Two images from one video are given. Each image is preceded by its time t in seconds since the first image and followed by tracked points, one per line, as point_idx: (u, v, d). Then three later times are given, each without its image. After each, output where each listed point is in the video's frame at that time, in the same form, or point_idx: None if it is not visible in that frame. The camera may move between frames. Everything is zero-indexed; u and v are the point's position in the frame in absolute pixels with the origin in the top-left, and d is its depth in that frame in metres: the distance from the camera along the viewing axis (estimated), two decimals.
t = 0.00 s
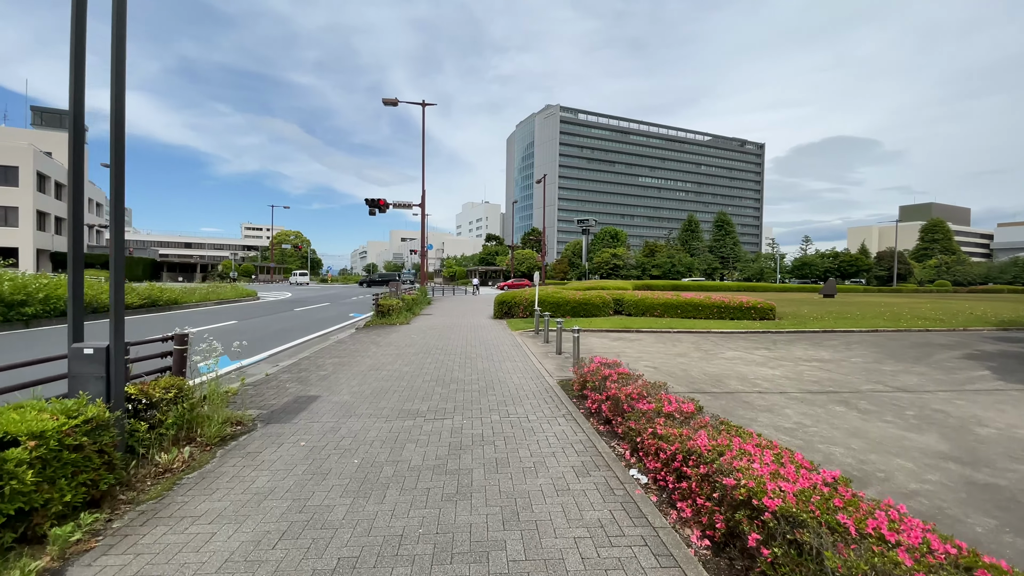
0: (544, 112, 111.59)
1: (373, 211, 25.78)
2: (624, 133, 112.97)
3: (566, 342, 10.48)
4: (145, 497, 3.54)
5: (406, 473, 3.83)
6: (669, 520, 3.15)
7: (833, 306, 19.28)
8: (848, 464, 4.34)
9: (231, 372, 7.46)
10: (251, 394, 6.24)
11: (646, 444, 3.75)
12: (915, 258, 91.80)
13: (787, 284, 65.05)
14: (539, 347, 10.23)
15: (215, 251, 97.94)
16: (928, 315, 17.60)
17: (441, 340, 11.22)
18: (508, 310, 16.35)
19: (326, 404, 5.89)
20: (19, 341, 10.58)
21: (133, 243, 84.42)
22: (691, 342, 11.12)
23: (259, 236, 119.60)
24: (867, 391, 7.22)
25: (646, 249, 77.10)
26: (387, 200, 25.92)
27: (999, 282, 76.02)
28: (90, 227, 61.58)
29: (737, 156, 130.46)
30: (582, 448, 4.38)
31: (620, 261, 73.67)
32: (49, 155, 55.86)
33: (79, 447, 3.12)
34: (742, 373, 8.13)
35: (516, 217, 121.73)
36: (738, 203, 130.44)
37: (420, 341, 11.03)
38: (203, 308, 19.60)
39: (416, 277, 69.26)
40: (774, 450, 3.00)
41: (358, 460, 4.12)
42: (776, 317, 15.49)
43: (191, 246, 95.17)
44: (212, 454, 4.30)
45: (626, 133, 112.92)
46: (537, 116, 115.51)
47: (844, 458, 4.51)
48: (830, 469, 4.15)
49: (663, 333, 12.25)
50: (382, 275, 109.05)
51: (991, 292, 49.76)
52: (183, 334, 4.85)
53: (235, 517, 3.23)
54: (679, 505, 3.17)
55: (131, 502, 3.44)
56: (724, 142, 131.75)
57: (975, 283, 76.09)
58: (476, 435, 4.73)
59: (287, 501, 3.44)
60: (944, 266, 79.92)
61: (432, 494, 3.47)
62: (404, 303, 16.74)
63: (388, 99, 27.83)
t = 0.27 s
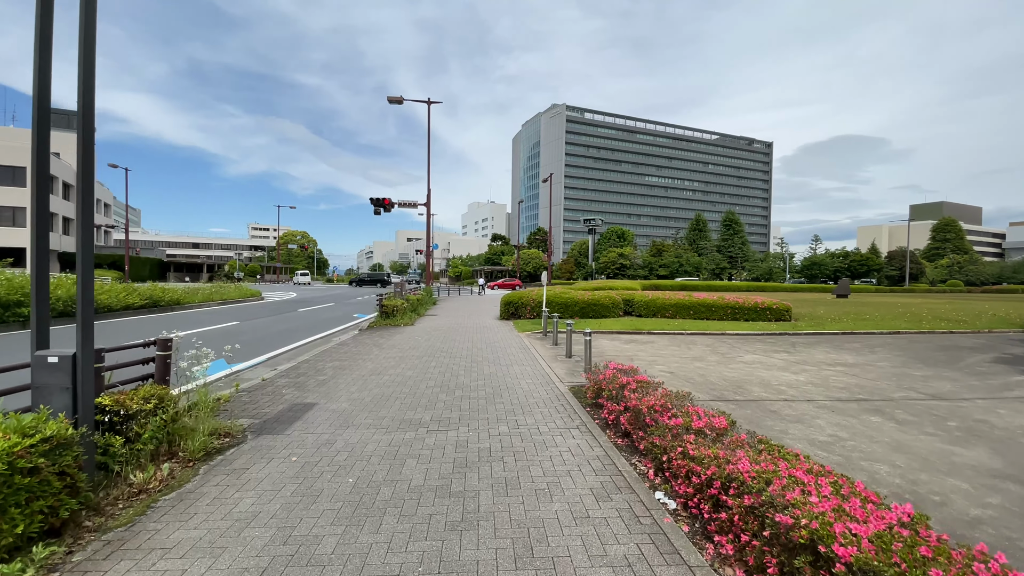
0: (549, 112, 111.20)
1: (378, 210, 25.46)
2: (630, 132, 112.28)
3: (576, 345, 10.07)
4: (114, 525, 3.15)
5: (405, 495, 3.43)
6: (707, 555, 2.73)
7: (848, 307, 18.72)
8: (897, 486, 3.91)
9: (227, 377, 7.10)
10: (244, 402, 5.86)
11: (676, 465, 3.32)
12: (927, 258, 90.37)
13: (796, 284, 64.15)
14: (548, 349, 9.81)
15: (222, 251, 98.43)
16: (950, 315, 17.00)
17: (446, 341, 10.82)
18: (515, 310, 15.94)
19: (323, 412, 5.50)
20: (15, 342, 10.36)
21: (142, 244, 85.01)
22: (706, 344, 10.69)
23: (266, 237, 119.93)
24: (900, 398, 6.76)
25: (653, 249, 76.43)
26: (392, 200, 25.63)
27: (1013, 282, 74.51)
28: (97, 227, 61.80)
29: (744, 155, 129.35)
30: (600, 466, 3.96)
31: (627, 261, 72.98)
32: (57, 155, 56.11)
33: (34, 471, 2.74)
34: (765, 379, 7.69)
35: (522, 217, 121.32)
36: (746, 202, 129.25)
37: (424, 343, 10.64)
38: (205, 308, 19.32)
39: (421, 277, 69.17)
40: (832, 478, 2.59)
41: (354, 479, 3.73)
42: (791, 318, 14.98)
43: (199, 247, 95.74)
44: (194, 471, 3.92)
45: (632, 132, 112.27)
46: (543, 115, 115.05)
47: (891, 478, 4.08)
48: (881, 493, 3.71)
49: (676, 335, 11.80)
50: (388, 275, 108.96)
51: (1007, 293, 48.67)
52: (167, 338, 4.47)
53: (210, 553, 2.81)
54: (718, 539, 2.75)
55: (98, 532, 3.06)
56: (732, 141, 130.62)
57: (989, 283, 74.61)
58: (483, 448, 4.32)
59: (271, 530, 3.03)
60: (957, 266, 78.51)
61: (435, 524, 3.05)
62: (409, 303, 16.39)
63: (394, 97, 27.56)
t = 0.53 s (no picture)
0: (554, 111, 110.72)
1: (382, 209, 25.10)
2: (636, 131, 111.57)
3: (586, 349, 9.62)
4: (70, 564, 2.75)
5: (404, 528, 3.02)
6: None
7: (865, 308, 18.14)
8: (959, 516, 3.47)
9: (219, 384, 6.71)
10: (233, 412, 5.45)
11: (714, 496, 2.89)
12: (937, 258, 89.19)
13: (805, 285, 63.23)
14: (557, 353, 9.35)
15: (228, 252, 98.65)
16: (971, 317, 16.39)
17: (450, 344, 10.39)
18: (521, 311, 15.50)
19: (317, 424, 5.09)
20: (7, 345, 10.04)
21: (148, 244, 85.29)
22: (722, 348, 10.23)
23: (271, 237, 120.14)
24: (937, 408, 6.30)
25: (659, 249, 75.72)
26: (396, 199, 25.25)
27: None
28: (103, 228, 61.97)
29: (751, 154, 128.31)
30: (622, 491, 3.53)
31: (633, 261, 72.36)
32: (63, 156, 56.29)
33: None
34: (790, 387, 7.22)
35: (527, 217, 120.85)
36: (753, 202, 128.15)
37: (427, 346, 10.21)
38: (206, 309, 19.01)
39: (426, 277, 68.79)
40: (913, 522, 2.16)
41: (346, 506, 3.31)
42: (808, 320, 14.45)
43: (205, 247, 96.02)
44: (170, 496, 3.53)
45: (637, 131, 111.58)
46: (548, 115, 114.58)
47: (950, 505, 3.64)
48: (945, 526, 3.28)
49: (690, 338, 11.32)
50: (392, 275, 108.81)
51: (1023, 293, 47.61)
52: (144, 346, 4.05)
53: None
54: None
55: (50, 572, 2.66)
56: (738, 140, 129.64)
57: (1001, 283, 73.24)
58: (491, 469, 3.89)
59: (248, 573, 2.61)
60: (968, 266, 77.27)
61: (437, 567, 2.63)
62: (412, 304, 16.00)
63: (398, 95, 27.20)
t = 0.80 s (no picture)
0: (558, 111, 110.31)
1: (386, 208, 24.71)
2: (640, 131, 111.00)
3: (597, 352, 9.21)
4: None
5: (406, 569, 2.59)
6: None
7: (881, 309, 17.59)
8: None
9: (210, 391, 6.31)
10: (222, 423, 5.04)
11: (768, 534, 2.46)
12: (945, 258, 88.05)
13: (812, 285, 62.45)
14: (567, 357, 8.90)
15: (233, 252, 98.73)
16: (993, 318, 15.82)
17: (454, 347, 9.97)
18: (528, 312, 15.07)
19: (312, 436, 4.68)
20: None
21: (152, 244, 85.41)
22: (740, 352, 9.77)
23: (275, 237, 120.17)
24: (981, 418, 5.85)
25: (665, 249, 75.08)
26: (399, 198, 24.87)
27: None
28: (108, 228, 62.01)
29: (756, 154, 127.48)
30: (653, 520, 3.10)
31: (638, 261, 71.76)
32: (67, 156, 56.39)
33: None
34: (818, 393, 6.76)
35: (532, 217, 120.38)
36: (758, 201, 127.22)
37: (431, 349, 9.79)
38: (207, 308, 18.66)
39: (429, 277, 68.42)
40: None
41: (339, 538, 2.90)
42: (824, 321, 13.95)
43: (210, 247, 96.15)
44: (141, 524, 3.12)
45: (642, 131, 111.01)
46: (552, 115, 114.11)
47: None
48: None
49: (704, 341, 10.90)
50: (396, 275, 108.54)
51: None
52: (118, 353, 3.64)
53: None
54: None
55: None
56: (743, 140, 128.87)
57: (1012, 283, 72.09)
58: (502, 492, 3.46)
59: None
60: (978, 266, 76.10)
61: None
62: (416, 305, 15.60)
63: (401, 93, 26.86)
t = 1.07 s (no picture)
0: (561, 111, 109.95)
1: (388, 208, 24.38)
2: (644, 130, 110.48)
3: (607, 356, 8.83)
4: None
5: None
6: None
7: (895, 311, 17.11)
8: None
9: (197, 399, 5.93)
10: (205, 435, 4.66)
11: None
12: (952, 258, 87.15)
13: (818, 286, 61.74)
14: (574, 361, 8.52)
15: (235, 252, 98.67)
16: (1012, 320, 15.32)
17: (457, 350, 9.58)
18: (532, 313, 14.68)
19: (302, 451, 4.29)
20: None
21: (155, 245, 85.38)
22: (755, 355, 9.36)
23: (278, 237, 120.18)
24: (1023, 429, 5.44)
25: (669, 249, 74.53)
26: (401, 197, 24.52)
27: None
28: (110, 228, 62.01)
29: (760, 153, 126.72)
30: (684, 554, 2.71)
31: (642, 261, 71.35)
32: (70, 156, 56.40)
33: None
34: (844, 401, 6.36)
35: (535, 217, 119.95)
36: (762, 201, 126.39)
37: (432, 352, 9.39)
38: (206, 309, 18.32)
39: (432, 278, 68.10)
40: None
41: None
42: (838, 324, 13.51)
43: (213, 248, 96.09)
44: (101, 558, 2.74)
45: (645, 131, 110.49)
46: (555, 116, 113.71)
47: None
48: None
49: (716, 344, 10.49)
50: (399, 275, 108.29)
51: None
52: (82, 362, 3.28)
53: None
54: None
55: None
56: (747, 140, 128.18)
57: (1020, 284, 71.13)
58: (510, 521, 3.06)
59: None
60: (985, 266, 75.14)
61: None
62: (417, 306, 15.22)
63: (403, 92, 26.52)
